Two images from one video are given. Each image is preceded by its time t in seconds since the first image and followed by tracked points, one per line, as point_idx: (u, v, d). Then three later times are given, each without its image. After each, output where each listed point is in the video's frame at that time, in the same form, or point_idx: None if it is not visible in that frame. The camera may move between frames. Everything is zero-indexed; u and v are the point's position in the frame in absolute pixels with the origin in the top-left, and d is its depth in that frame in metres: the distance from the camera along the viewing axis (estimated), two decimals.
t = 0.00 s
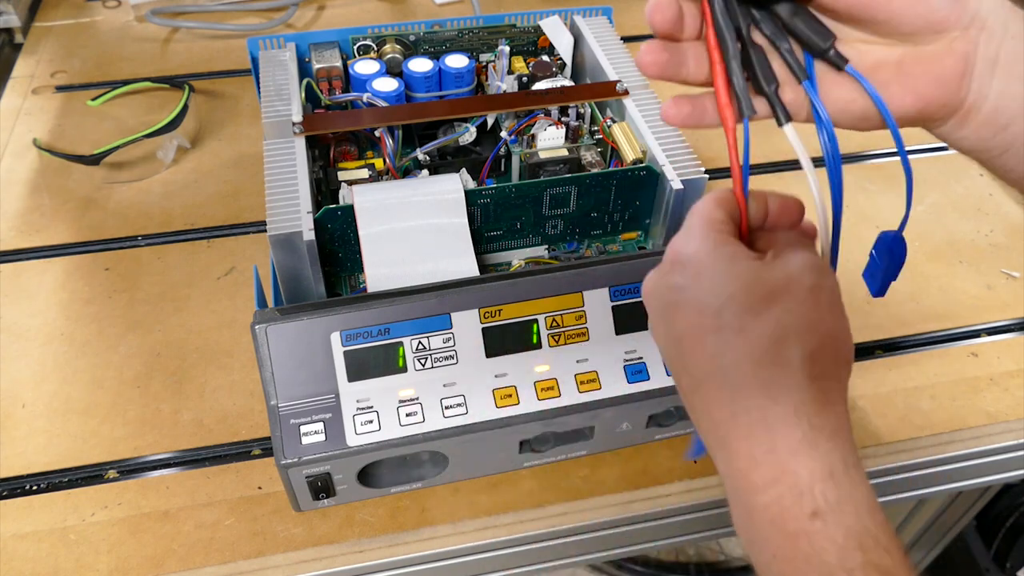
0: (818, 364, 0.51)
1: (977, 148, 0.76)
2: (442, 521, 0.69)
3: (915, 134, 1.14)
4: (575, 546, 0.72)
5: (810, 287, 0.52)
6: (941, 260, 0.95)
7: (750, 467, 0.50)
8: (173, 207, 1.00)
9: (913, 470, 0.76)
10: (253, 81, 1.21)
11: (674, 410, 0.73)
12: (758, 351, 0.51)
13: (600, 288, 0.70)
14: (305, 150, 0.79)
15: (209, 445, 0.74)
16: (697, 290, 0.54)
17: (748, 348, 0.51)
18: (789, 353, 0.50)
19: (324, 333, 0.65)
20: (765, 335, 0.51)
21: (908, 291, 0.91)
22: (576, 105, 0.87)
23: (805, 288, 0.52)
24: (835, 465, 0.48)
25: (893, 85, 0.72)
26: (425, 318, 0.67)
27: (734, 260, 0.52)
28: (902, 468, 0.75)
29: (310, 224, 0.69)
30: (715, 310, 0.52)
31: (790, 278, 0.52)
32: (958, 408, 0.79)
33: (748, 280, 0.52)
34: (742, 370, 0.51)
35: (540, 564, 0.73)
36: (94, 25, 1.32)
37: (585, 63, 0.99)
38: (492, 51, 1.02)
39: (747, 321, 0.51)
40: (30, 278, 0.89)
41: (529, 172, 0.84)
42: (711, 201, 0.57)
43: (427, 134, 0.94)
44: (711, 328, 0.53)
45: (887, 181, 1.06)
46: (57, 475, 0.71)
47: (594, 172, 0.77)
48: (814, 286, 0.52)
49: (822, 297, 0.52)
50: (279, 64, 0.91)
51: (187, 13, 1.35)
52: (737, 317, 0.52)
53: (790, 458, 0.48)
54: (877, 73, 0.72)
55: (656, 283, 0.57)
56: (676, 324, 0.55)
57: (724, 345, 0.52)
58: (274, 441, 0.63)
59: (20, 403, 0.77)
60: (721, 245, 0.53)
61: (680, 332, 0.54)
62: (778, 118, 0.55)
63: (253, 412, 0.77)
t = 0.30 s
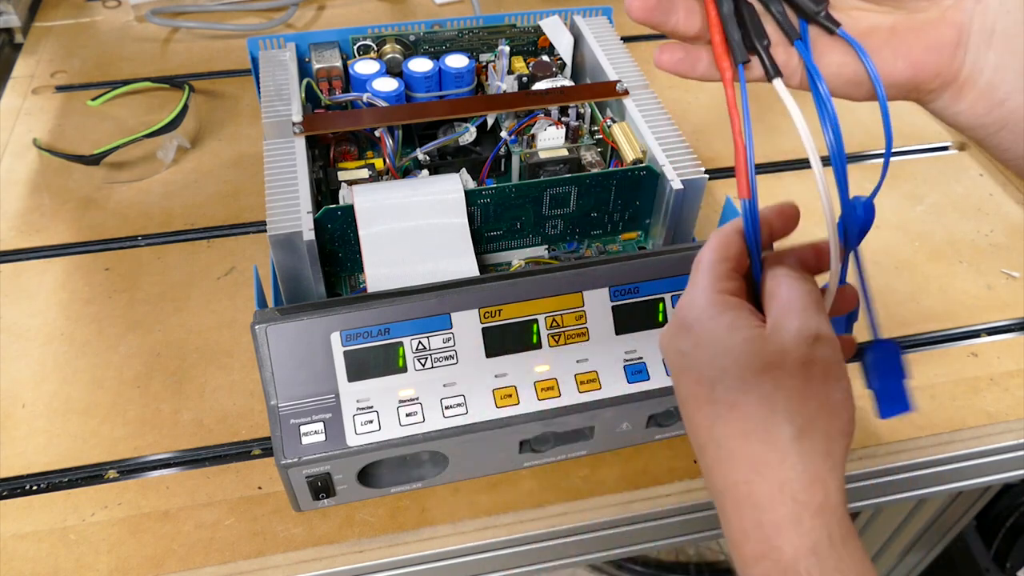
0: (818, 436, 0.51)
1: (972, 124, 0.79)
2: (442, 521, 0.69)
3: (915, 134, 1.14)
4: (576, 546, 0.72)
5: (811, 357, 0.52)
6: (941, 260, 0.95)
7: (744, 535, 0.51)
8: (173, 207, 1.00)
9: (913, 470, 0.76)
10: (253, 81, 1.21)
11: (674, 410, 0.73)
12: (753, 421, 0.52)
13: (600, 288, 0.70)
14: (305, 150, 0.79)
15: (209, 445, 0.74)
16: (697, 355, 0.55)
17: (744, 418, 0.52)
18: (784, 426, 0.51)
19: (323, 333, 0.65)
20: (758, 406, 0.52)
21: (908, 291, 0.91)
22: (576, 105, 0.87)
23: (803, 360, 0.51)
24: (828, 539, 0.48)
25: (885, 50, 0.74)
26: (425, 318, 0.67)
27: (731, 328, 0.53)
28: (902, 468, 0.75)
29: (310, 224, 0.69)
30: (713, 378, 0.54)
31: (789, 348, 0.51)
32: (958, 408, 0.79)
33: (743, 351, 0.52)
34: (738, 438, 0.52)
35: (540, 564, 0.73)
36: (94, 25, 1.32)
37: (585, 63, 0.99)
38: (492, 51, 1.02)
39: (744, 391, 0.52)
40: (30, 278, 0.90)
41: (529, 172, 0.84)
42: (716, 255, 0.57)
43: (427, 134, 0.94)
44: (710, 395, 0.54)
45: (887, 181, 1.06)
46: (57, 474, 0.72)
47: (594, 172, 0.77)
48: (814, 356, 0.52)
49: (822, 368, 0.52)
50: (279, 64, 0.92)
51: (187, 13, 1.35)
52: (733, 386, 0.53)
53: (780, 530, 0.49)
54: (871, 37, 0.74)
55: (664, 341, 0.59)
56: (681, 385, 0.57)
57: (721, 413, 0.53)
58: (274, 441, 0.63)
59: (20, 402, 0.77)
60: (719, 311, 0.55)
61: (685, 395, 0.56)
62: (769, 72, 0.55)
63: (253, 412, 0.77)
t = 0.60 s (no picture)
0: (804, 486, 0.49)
1: (973, 105, 0.79)
2: (442, 521, 0.69)
3: (915, 134, 1.14)
4: (576, 546, 0.72)
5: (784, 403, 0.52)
6: (941, 260, 0.95)
7: None
8: (173, 207, 1.00)
9: (912, 470, 0.76)
10: (253, 81, 1.21)
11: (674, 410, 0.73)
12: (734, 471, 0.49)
13: (600, 288, 0.70)
14: (305, 150, 0.79)
15: (209, 445, 0.74)
16: (678, 409, 0.53)
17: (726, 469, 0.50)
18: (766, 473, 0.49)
19: (323, 333, 0.65)
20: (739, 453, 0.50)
21: (908, 291, 0.91)
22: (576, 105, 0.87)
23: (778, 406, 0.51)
24: None
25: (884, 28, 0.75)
26: (425, 318, 0.67)
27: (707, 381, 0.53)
28: (902, 468, 0.75)
29: (310, 224, 0.69)
30: (694, 430, 0.52)
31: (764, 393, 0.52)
32: (958, 408, 0.79)
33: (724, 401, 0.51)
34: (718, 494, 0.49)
35: (540, 564, 0.73)
36: (94, 25, 1.32)
37: (585, 63, 0.99)
38: (492, 51, 1.02)
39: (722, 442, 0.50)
40: (30, 278, 0.90)
41: (529, 172, 0.84)
42: (685, 313, 0.57)
43: (427, 134, 0.94)
44: (693, 449, 0.51)
45: (887, 181, 1.06)
46: (57, 475, 0.72)
47: (594, 172, 0.77)
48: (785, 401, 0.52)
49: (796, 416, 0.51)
50: (279, 64, 0.92)
51: (187, 13, 1.35)
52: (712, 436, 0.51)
53: None
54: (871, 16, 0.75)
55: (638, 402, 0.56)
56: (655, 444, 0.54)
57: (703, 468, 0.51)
58: (274, 441, 0.63)
59: (20, 403, 0.77)
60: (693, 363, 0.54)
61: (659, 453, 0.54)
62: (771, 50, 0.55)
63: (253, 412, 0.77)
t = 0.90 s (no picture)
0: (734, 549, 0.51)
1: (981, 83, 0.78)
2: (442, 521, 0.69)
3: (915, 134, 1.14)
4: (576, 546, 0.72)
5: (709, 470, 0.53)
6: (941, 260, 0.95)
7: None
8: (173, 207, 1.00)
9: (912, 470, 0.76)
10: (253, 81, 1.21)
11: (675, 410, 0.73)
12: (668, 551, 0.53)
13: (600, 288, 0.70)
14: (305, 150, 0.79)
15: (209, 445, 0.74)
16: (621, 482, 0.56)
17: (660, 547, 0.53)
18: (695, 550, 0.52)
19: (323, 333, 0.65)
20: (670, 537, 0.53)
21: (908, 291, 0.91)
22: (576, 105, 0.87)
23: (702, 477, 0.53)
24: None
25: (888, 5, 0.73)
26: (425, 318, 0.67)
27: (631, 458, 0.55)
28: (902, 468, 0.75)
29: (310, 224, 0.69)
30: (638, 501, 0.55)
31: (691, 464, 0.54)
32: (958, 408, 0.79)
33: (649, 482, 0.54)
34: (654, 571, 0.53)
35: (540, 564, 0.73)
36: (94, 25, 1.32)
37: (585, 63, 0.99)
38: (492, 51, 1.02)
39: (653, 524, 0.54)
40: (30, 278, 0.90)
41: (529, 172, 0.84)
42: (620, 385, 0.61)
43: (427, 134, 0.94)
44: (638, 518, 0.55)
45: (887, 181, 1.06)
46: (57, 475, 0.71)
47: (594, 172, 0.77)
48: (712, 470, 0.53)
49: (722, 481, 0.53)
50: (279, 64, 0.92)
51: (187, 13, 1.35)
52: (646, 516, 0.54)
53: None
54: None
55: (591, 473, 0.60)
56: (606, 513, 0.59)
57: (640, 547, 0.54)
58: (274, 441, 0.63)
59: (20, 403, 0.77)
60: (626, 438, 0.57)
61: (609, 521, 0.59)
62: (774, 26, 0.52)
63: (253, 412, 0.77)
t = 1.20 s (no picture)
0: (674, 553, 0.51)
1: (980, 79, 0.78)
2: (442, 521, 0.69)
3: (916, 134, 1.14)
4: (576, 545, 0.72)
5: (638, 477, 0.53)
6: (941, 260, 0.95)
7: None
8: (173, 207, 1.00)
9: (912, 470, 0.76)
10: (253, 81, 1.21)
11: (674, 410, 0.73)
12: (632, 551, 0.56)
13: (600, 288, 0.70)
14: (305, 150, 0.79)
15: (209, 445, 0.74)
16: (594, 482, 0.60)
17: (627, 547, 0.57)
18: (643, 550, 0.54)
19: (323, 333, 0.65)
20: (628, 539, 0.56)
21: (908, 291, 0.91)
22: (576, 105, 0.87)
23: (632, 486, 0.54)
24: None
25: None
26: (425, 318, 0.67)
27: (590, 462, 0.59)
28: (901, 468, 0.75)
29: (310, 224, 0.69)
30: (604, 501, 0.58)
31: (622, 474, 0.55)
32: (958, 408, 0.79)
33: (600, 493, 0.58)
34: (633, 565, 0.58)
35: (540, 564, 0.73)
36: (94, 25, 1.32)
37: (585, 63, 0.99)
38: (492, 51, 1.02)
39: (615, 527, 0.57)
40: (30, 278, 0.90)
41: (529, 172, 0.84)
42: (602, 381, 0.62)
43: (427, 134, 0.94)
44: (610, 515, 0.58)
45: (887, 181, 1.06)
46: (57, 475, 0.72)
47: (594, 172, 0.77)
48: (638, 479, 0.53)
49: (650, 487, 0.52)
50: (279, 64, 0.92)
51: (187, 13, 1.35)
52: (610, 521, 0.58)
53: None
54: None
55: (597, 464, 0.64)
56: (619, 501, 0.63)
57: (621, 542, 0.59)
58: (274, 441, 0.63)
59: (20, 403, 0.77)
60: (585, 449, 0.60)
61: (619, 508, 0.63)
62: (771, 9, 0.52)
63: (253, 412, 0.77)
